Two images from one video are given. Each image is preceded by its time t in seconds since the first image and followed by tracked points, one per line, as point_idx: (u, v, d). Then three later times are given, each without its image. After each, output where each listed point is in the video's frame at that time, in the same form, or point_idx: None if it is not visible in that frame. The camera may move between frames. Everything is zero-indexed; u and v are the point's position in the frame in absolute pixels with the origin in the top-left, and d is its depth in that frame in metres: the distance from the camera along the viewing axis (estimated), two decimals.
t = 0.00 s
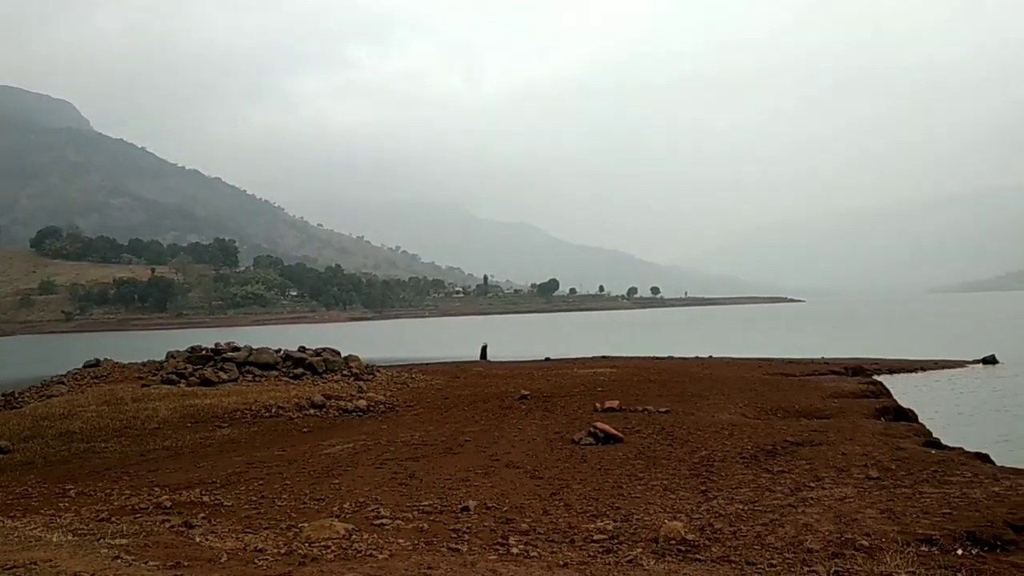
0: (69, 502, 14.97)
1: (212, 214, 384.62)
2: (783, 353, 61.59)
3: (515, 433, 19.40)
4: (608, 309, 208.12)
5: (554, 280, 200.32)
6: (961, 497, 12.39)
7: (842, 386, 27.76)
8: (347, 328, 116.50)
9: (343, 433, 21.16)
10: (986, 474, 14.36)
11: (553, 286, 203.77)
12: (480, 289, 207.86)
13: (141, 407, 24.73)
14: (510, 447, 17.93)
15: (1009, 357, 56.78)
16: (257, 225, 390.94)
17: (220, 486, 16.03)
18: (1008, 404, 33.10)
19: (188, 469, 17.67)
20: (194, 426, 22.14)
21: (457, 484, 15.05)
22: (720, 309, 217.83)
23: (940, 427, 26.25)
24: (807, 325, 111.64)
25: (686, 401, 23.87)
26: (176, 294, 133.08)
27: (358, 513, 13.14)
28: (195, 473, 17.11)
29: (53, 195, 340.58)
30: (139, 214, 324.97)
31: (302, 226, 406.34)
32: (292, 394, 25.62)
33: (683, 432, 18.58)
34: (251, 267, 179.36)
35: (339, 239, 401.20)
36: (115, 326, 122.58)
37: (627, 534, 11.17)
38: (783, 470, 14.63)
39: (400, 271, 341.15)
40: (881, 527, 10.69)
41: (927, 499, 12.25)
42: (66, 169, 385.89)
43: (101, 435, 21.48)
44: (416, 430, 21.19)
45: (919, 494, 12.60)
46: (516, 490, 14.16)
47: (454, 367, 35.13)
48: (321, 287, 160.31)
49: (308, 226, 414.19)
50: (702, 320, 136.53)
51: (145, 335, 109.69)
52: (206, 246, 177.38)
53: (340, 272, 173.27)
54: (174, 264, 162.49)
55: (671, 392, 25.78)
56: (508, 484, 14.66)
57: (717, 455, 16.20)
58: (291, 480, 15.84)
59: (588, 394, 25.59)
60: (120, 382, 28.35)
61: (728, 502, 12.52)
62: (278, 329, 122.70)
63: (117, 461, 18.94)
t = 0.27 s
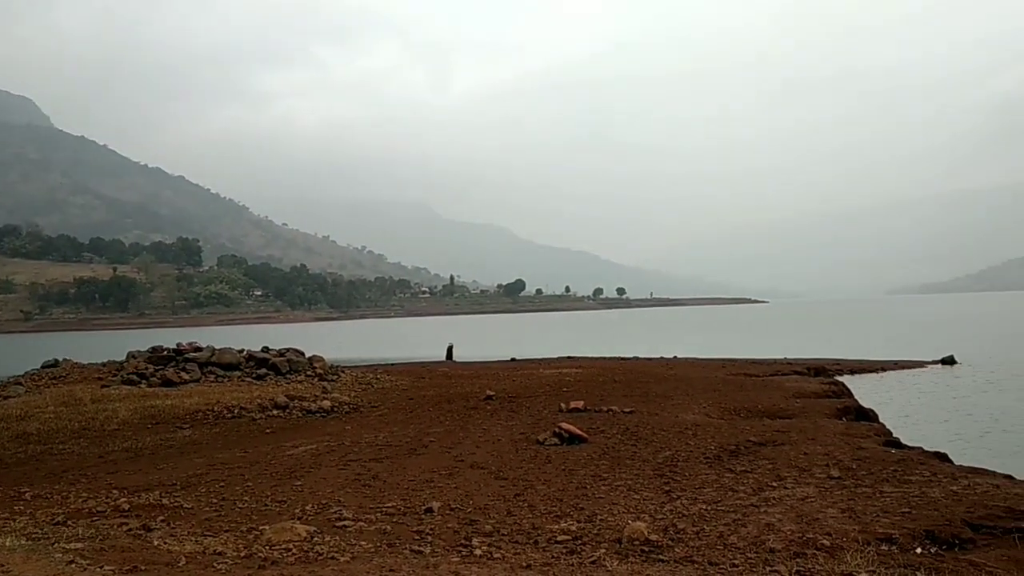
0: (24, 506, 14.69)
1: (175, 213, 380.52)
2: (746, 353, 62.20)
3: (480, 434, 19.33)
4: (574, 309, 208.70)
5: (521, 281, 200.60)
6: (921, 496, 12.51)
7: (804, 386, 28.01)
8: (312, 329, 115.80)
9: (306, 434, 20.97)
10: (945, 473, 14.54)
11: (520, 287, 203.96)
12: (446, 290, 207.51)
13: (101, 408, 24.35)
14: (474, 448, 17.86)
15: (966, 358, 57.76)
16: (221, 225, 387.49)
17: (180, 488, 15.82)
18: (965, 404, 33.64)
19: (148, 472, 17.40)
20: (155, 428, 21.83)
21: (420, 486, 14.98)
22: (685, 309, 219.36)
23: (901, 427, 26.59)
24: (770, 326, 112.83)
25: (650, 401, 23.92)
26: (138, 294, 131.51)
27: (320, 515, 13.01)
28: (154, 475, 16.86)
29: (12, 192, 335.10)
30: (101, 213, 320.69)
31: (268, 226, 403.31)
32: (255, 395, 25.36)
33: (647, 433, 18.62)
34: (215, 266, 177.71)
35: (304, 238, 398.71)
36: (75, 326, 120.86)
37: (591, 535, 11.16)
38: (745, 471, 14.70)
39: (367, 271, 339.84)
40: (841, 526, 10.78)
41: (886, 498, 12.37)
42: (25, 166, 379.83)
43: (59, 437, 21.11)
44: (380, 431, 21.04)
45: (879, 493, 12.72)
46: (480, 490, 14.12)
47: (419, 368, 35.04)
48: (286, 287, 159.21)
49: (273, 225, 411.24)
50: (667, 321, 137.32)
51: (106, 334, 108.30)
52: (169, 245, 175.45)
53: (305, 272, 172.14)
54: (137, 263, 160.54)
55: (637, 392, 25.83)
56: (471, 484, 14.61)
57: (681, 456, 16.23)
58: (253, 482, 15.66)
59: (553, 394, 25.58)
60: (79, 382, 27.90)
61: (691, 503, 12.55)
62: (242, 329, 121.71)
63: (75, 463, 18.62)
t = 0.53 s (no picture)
0: None
1: (144, 215, 376.89)
2: (716, 356, 62.66)
3: (449, 436, 19.26)
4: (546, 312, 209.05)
5: (493, 284, 200.67)
6: (886, 497, 12.63)
7: (772, 389, 28.22)
8: (282, 332, 115.29)
9: (275, 437, 20.81)
10: (910, 474, 14.70)
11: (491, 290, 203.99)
12: (418, 293, 207.12)
13: (65, 412, 24.02)
14: (442, 451, 17.79)
15: (932, 361, 58.55)
16: (191, 227, 384.48)
17: (146, 493, 15.63)
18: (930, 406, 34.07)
19: (113, 476, 17.17)
20: (121, 431, 21.55)
21: (389, 489, 14.87)
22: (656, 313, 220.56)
23: (867, 429, 26.89)
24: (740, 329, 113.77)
25: (618, 404, 23.96)
26: (106, 296, 130.03)
27: (288, 519, 12.87)
28: (120, 480, 16.66)
29: None
30: (68, 215, 316.90)
31: (237, 228, 400.56)
32: (224, 398, 25.14)
33: (616, 434, 18.67)
34: (184, 269, 176.20)
35: (275, 241, 396.47)
36: (41, 329, 119.32)
37: (560, 537, 11.16)
38: (715, 473, 14.73)
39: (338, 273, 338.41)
40: (809, 527, 10.84)
41: (853, 499, 12.46)
42: None
43: (23, 441, 20.80)
44: (349, 434, 20.90)
45: (845, 494, 12.83)
46: (449, 494, 14.07)
47: (390, 371, 34.93)
48: (256, 290, 158.20)
49: (243, 228, 408.47)
50: (636, 323, 138.13)
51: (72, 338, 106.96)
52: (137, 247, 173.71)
53: (275, 275, 171.15)
54: (104, 266, 158.81)
55: (606, 395, 25.87)
56: (441, 488, 14.56)
57: (650, 459, 16.24)
58: (220, 486, 15.49)
59: (523, 397, 25.58)
60: (45, 386, 27.49)
61: (659, 504, 12.59)
62: (211, 332, 120.82)
63: (39, 468, 18.37)
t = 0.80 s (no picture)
0: None
1: (103, 211, 371.44)
2: (679, 354, 63.04)
3: (412, 436, 19.12)
4: (510, 311, 209.12)
5: (458, 282, 200.30)
6: (846, 495, 12.71)
7: (734, 387, 28.35)
8: (245, 330, 114.20)
9: (234, 437, 20.53)
10: (869, 472, 14.81)
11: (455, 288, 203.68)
12: (381, 290, 206.17)
13: (20, 411, 23.55)
14: (404, 451, 17.64)
15: (891, 359, 59.31)
16: (151, 223, 379.63)
17: (101, 493, 15.32)
18: (888, 404, 34.47)
19: (68, 476, 16.83)
20: (76, 431, 21.15)
21: (349, 489, 14.71)
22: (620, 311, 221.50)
23: (827, 428, 27.12)
24: (703, 328, 114.53)
25: (581, 403, 23.92)
26: (63, 293, 127.97)
27: (246, 520, 12.67)
28: (75, 481, 16.33)
29: None
30: (25, 210, 311.53)
31: (199, 225, 396.15)
32: (182, 397, 24.79)
33: (579, 433, 18.64)
34: (144, 266, 173.86)
35: (237, 238, 392.66)
36: None
37: (521, 537, 11.10)
38: (677, 471, 14.76)
39: (301, 271, 335.94)
40: (769, 526, 10.88)
41: (813, 497, 12.53)
42: None
43: None
44: (310, 434, 20.67)
45: (805, 492, 12.90)
46: (411, 493, 13.94)
47: (352, 370, 34.67)
48: (217, 287, 156.58)
49: (204, 224, 403.95)
50: (600, 322, 138.60)
51: (28, 335, 105.10)
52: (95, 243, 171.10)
53: (237, 272, 169.46)
54: (62, 262, 156.28)
55: (570, 393, 25.84)
56: (402, 487, 14.43)
57: (612, 457, 16.22)
58: (177, 486, 15.24)
59: (486, 396, 25.48)
60: None
61: (621, 503, 12.56)
62: (170, 329, 119.32)
63: None
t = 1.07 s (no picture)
0: None
1: (45, 205, 363.37)
2: (627, 353, 63.48)
3: (359, 434, 18.99)
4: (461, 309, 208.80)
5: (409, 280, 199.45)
6: (788, 492, 12.92)
7: (680, 386, 28.56)
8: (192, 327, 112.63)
9: (178, 435, 20.21)
10: (811, 469, 15.05)
11: (406, 286, 202.85)
12: (331, 288, 204.55)
13: None
14: (352, 449, 17.48)
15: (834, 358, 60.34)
16: (95, 219, 372.27)
17: (39, 494, 14.97)
18: (832, 402, 35.03)
19: (4, 477, 16.42)
20: (14, 430, 20.66)
21: (293, 488, 14.56)
22: (570, 309, 222.40)
23: (771, 426, 27.47)
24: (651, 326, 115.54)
25: (529, 401, 23.93)
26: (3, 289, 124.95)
27: (188, 520, 12.46)
28: (10, 481, 15.93)
29: None
30: None
31: (144, 220, 389.31)
32: (125, 395, 24.34)
33: (526, 431, 18.67)
34: (87, 261, 170.44)
35: (184, 234, 386.65)
36: None
37: (466, 535, 11.07)
38: (623, 469, 14.85)
39: (250, 268, 331.92)
40: (711, 523, 11.00)
41: (756, 494, 12.70)
42: None
43: None
44: (256, 432, 20.42)
45: (748, 489, 13.06)
46: (358, 492, 13.85)
47: (300, 367, 34.29)
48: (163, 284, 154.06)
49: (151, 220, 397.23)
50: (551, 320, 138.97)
51: None
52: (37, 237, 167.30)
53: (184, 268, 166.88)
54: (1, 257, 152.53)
55: (518, 392, 25.84)
56: (348, 486, 14.33)
57: (559, 455, 16.28)
58: (117, 486, 14.95)
59: (435, 394, 25.38)
60: None
61: (567, 501, 12.60)
62: (113, 326, 117.10)
63: None
